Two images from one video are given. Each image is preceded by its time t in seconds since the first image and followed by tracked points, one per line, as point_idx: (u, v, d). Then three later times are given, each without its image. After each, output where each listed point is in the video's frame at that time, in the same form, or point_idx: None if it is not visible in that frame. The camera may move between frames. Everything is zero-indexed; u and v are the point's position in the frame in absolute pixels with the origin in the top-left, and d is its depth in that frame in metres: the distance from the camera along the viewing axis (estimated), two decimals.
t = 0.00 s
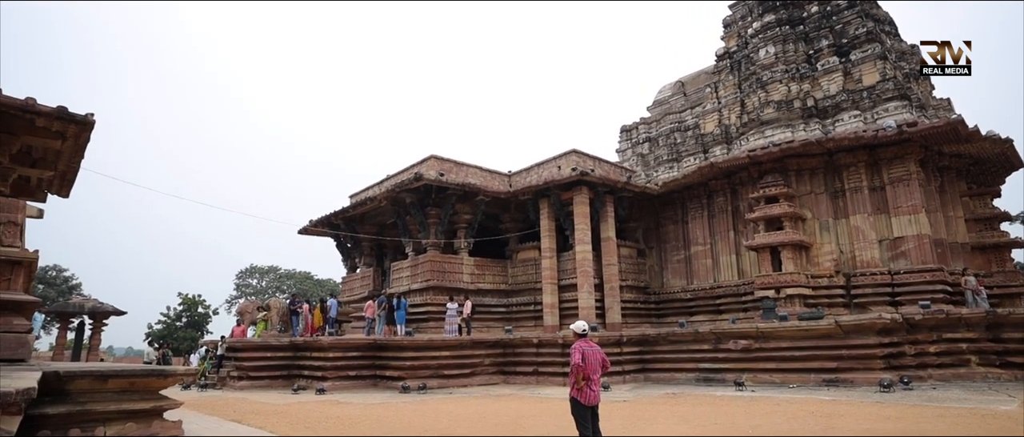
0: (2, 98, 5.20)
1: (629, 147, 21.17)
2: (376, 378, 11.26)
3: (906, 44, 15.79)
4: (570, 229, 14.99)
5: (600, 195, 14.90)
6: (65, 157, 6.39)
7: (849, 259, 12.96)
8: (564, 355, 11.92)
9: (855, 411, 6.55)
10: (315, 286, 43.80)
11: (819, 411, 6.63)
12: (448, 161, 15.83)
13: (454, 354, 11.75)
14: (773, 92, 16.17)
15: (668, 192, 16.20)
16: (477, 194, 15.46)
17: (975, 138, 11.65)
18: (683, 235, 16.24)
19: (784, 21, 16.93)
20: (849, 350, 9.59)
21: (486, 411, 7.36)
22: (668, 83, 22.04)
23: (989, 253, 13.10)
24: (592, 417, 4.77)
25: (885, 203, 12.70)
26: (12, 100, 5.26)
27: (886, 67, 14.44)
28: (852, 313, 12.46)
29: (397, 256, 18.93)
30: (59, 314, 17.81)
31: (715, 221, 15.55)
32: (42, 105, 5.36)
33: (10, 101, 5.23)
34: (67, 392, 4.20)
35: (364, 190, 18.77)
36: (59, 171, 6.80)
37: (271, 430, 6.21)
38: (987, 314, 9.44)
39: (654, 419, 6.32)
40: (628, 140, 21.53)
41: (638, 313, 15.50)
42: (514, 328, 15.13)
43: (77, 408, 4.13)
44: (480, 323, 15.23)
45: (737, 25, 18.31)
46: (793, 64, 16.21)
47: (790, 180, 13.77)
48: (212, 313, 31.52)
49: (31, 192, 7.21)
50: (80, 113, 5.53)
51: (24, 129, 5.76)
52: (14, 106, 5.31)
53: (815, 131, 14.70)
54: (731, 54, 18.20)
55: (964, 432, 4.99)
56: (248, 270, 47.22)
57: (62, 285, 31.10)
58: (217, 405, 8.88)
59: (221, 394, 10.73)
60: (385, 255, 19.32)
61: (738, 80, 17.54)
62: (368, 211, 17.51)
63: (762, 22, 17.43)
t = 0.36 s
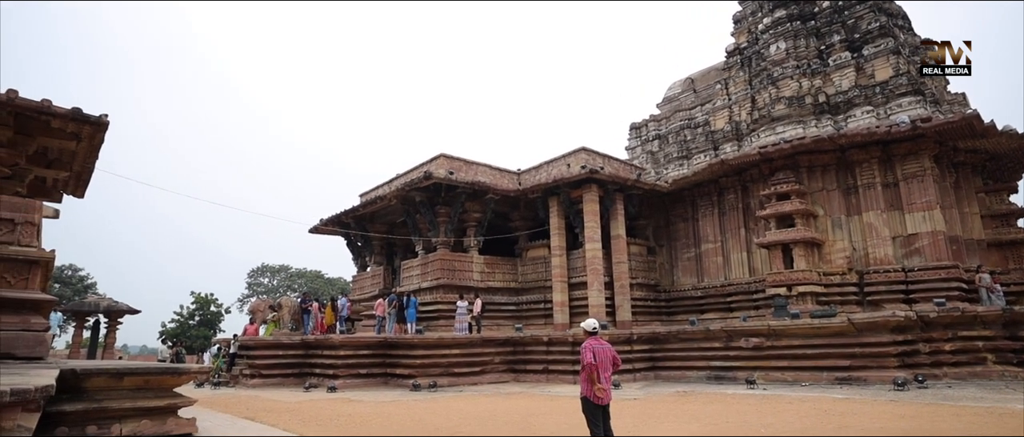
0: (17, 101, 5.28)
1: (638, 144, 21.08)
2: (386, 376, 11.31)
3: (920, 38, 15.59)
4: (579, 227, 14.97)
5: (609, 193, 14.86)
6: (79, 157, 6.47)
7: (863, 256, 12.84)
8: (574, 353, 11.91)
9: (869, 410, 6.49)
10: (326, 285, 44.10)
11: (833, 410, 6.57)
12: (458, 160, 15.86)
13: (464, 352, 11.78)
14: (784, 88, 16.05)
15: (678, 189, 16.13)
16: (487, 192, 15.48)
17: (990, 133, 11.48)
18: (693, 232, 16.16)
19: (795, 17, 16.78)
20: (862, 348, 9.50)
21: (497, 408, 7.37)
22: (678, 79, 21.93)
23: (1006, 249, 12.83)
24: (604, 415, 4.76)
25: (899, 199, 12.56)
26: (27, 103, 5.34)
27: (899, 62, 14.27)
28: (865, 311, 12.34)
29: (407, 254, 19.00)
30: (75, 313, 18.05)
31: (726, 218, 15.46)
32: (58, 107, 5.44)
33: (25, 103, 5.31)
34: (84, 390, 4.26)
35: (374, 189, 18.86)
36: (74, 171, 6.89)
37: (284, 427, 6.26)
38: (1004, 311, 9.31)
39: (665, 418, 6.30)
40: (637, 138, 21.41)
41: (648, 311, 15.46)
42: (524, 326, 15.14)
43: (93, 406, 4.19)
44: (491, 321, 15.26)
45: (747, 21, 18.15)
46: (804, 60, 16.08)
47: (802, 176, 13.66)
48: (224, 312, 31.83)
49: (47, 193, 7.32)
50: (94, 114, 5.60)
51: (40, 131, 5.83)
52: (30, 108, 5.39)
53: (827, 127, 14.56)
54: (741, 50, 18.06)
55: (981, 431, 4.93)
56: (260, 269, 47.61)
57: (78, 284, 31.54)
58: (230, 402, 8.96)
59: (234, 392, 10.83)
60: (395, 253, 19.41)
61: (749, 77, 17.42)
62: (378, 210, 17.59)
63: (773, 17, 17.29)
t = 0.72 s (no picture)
0: (32, 103, 5.34)
1: (647, 142, 21.00)
2: (396, 374, 11.36)
3: (933, 33, 15.41)
4: (588, 225, 14.94)
5: (618, 191, 14.82)
6: (92, 158, 6.55)
7: (874, 254, 12.73)
8: (583, 352, 11.90)
9: (881, 409, 6.45)
10: (335, 284, 44.31)
11: (844, 409, 6.53)
12: (466, 159, 15.89)
13: (473, 351, 11.80)
14: (794, 84, 15.94)
15: (687, 187, 16.06)
16: (495, 190, 15.50)
17: (1004, 128, 11.34)
18: (703, 230, 16.09)
19: (806, 12, 16.65)
20: (874, 346, 9.41)
21: (506, 407, 7.38)
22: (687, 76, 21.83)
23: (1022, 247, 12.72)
24: (613, 414, 4.75)
25: (911, 196, 12.43)
26: (42, 104, 5.41)
27: (911, 57, 14.13)
28: (877, 309, 12.23)
29: (416, 252, 19.07)
30: (88, 312, 18.27)
31: (736, 216, 15.38)
32: (71, 109, 5.51)
33: (39, 105, 5.38)
34: (98, 388, 4.31)
35: (383, 188, 18.92)
36: (87, 172, 6.98)
37: (295, 425, 6.31)
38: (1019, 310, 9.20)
39: (675, 416, 6.29)
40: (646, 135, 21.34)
41: (658, 309, 15.42)
42: (533, 325, 15.15)
43: (108, 403, 4.24)
44: (499, 319, 15.28)
45: (757, 17, 18.02)
46: (815, 56, 15.96)
47: (812, 173, 13.57)
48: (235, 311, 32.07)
49: (61, 193, 7.41)
50: (106, 115, 5.66)
51: (54, 132, 5.91)
52: (44, 110, 5.46)
53: (838, 124, 14.43)
54: (750, 46, 17.94)
55: (995, 431, 4.88)
56: (270, 268, 47.94)
57: (91, 284, 31.90)
58: (241, 401, 9.03)
59: (245, 390, 10.92)
60: (404, 252, 19.48)
61: (758, 73, 17.31)
62: (387, 209, 17.64)
63: (782, 13, 17.16)
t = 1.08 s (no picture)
0: (47, 105, 5.42)
1: (656, 139, 20.91)
2: (406, 373, 11.40)
3: (947, 27, 15.23)
4: (598, 224, 14.90)
5: (628, 188, 14.78)
6: (106, 159, 6.63)
7: (888, 251, 12.60)
8: (593, 350, 11.89)
9: (896, 408, 6.39)
10: (346, 283, 44.51)
11: (859, 407, 6.48)
12: (475, 157, 15.91)
13: (484, 349, 11.81)
14: (806, 81, 15.81)
15: (697, 185, 15.98)
16: (505, 189, 15.51)
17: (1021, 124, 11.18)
18: (713, 228, 16.01)
19: (817, 7, 16.50)
20: (888, 344, 9.32)
21: (517, 405, 7.39)
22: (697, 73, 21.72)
23: None
24: (625, 412, 4.74)
25: (926, 192, 12.29)
26: (58, 106, 5.49)
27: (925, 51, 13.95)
28: (891, 307, 12.09)
29: (426, 251, 19.12)
30: (103, 311, 18.48)
31: (747, 213, 15.28)
32: (86, 110, 5.58)
33: (55, 106, 5.45)
34: (114, 385, 4.37)
35: (393, 187, 18.98)
36: (101, 173, 7.07)
37: (307, 423, 6.36)
38: None
39: (686, 415, 6.28)
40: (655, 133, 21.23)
41: (668, 308, 15.36)
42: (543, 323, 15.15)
43: (123, 401, 4.29)
44: (510, 318, 15.29)
45: (767, 13, 17.86)
46: (826, 52, 15.82)
47: (824, 170, 13.46)
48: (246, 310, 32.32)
49: (76, 193, 7.51)
50: (120, 117, 5.73)
51: (68, 134, 5.98)
52: (59, 112, 5.54)
53: (850, 120, 14.29)
54: (761, 42, 17.81)
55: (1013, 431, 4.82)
56: (281, 268, 48.28)
57: (105, 283, 32.31)
58: (254, 399, 9.11)
59: (258, 388, 11.01)
60: (414, 251, 19.54)
61: (769, 70, 17.19)
62: (397, 208, 17.69)
63: (794, 8, 17.01)
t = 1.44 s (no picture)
0: (64, 107, 5.50)
1: (667, 137, 20.80)
2: (417, 371, 11.44)
3: (963, 21, 15.02)
4: (608, 222, 14.86)
5: (638, 186, 14.72)
6: (121, 160, 6.70)
7: (902, 248, 12.47)
8: (604, 348, 11.87)
9: (911, 407, 6.32)
10: (356, 282, 44.71)
11: (874, 407, 6.42)
12: (485, 156, 15.93)
13: (494, 348, 11.83)
14: (817, 77, 15.67)
15: (708, 182, 15.89)
16: (515, 188, 15.52)
17: None
18: (724, 226, 15.91)
19: (829, 3, 16.34)
20: (903, 343, 9.21)
21: (528, 404, 7.40)
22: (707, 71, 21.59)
23: None
24: (637, 411, 4.71)
25: (941, 189, 12.14)
26: (73, 108, 5.56)
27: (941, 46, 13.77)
28: (906, 305, 11.96)
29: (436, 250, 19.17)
30: (118, 310, 18.70)
31: (758, 210, 15.17)
32: (100, 112, 5.65)
33: (70, 109, 5.53)
34: (130, 384, 4.42)
35: (403, 186, 19.04)
36: (116, 174, 7.15)
37: (320, 422, 6.41)
38: None
39: (698, 414, 6.25)
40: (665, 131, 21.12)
41: (679, 306, 15.29)
42: (553, 322, 15.14)
43: (138, 399, 4.34)
44: (520, 316, 15.31)
45: (778, 8, 17.69)
46: (839, 47, 15.65)
47: (837, 167, 13.34)
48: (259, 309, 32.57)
49: (91, 194, 7.60)
50: (134, 118, 5.80)
51: (84, 136, 6.06)
52: (76, 114, 5.61)
53: (863, 116, 14.13)
54: (771, 39, 17.67)
55: None
56: (292, 267, 48.62)
57: (120, 282, 32.72)
58: (266, 397, 9.18)
59: (271, 387, 11.10)
60: (424, 250, 19.60)
61: (780, 66, 17.05)
62: (407, 207, 17.74)
63: (805, 4, 16.84)
